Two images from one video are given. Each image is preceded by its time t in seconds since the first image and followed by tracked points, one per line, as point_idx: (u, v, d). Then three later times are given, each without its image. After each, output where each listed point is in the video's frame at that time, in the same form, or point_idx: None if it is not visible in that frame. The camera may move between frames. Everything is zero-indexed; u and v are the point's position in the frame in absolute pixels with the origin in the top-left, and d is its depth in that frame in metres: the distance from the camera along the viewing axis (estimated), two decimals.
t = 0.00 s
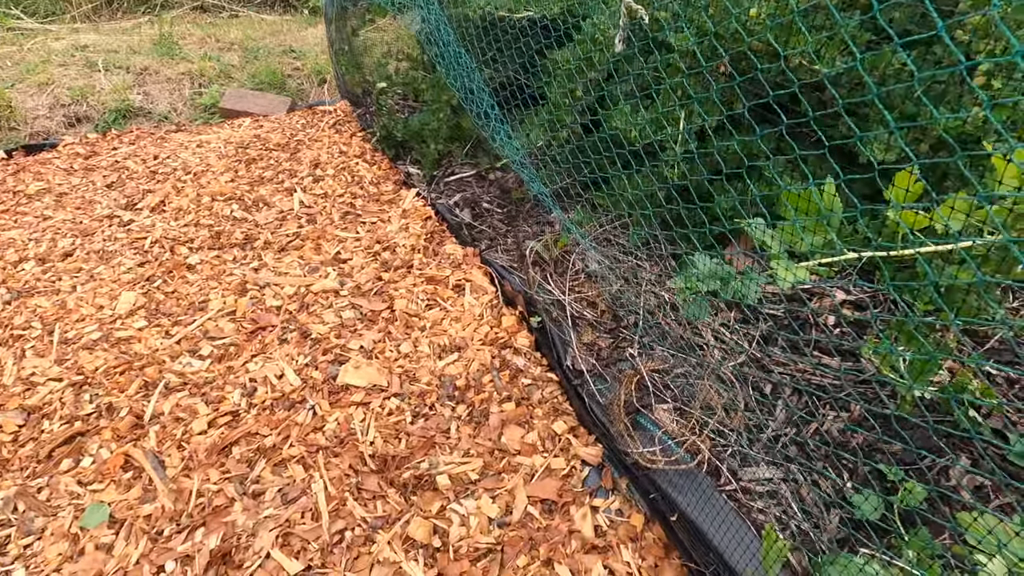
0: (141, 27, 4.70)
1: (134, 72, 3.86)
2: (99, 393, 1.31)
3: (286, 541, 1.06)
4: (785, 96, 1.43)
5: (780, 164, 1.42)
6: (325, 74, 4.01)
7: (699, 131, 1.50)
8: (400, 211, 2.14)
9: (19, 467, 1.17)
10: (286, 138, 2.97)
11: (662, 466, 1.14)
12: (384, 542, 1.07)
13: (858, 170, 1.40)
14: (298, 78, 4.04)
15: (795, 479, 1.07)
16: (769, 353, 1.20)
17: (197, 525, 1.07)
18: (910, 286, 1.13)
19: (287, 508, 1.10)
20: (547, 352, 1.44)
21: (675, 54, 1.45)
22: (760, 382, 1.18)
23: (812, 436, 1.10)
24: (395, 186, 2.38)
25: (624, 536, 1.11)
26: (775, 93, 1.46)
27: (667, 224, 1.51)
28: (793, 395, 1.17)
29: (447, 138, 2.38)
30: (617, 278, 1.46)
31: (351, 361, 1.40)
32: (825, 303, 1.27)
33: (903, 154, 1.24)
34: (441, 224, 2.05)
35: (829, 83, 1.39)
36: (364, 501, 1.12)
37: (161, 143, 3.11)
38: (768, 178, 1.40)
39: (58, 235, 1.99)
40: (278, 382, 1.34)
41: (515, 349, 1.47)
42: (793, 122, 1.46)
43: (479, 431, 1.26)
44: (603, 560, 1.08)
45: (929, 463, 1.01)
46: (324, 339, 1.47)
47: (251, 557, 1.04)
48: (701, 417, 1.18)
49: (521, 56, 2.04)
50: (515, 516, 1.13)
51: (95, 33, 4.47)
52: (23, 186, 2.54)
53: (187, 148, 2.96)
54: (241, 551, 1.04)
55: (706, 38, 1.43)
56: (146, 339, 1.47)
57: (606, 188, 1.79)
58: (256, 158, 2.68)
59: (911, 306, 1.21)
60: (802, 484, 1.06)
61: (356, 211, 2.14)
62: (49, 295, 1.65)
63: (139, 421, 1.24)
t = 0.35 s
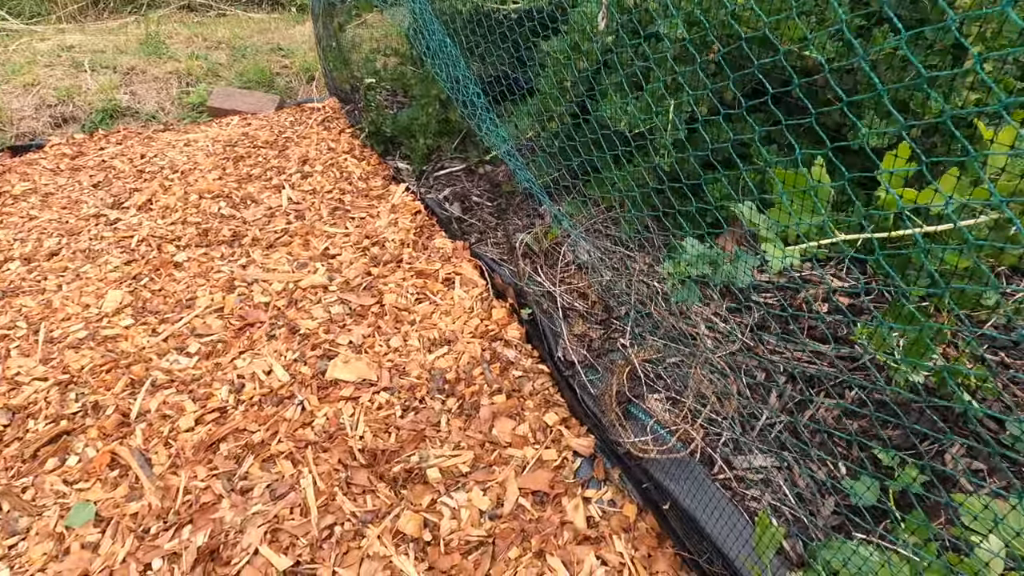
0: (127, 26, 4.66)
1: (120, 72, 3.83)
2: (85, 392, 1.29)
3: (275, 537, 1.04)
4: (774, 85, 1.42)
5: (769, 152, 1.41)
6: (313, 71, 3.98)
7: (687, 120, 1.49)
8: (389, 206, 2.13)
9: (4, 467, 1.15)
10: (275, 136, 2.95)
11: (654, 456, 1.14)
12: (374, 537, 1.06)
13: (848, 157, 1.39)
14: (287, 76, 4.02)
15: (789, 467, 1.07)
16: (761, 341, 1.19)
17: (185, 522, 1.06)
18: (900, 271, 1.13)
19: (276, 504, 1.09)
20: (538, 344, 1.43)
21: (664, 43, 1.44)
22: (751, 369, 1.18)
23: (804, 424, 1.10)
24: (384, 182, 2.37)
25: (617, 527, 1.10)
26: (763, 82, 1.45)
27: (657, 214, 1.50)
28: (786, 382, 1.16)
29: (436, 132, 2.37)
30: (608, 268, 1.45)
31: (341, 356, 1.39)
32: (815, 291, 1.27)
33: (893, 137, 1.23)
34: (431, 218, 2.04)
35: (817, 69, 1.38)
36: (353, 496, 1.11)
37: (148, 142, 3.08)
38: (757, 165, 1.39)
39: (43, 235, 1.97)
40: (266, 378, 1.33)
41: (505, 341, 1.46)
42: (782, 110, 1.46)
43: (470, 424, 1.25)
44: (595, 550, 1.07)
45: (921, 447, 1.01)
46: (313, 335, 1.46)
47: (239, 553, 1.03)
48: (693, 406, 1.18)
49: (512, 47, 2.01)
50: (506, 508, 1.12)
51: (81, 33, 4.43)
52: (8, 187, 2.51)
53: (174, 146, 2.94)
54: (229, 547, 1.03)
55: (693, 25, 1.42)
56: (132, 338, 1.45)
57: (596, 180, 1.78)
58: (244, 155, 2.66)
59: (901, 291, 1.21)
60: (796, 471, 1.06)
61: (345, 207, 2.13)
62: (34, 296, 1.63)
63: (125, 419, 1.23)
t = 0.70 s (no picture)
0: (128, 32, 4.66)
1: (121, 77, 3.82)
2: (70, 393, 1.26)
3: (261, 540, 1.01)
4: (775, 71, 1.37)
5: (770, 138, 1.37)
6: (313, 74, 3.96)
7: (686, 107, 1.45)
8: (387, 204, 2.09)
9: None
10: (274, 137, 2.92)
11: (655, 451, 1.09)
12: (364, 538, 1.02)
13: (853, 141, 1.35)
14: (287, 79, 4.00)
15: (794, 461, 1.02)
16: (765, 332, 1.15)
17: (168, 525, 1.02)
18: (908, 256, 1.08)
19: (263, 506, 1.05)
20: (536, 339, 1.39)
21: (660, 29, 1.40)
22: (755, 361, 1.13)
23: (810, 417, 1.05)
24: (382, 181, 2.34)
25: (616, 525, 1.06)
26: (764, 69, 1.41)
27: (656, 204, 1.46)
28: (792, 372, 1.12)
29: (434, 130, 2.34)
30: (606, 261, 1.41)
31: (334, 354, 1.35)
32: (821, 280, 1.22)
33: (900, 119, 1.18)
34: (429, 216, 2.01)
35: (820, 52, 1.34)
36: (343, 496, 1.07)
37: (147, 146, 3.06)
38: (759, 152, 1.35)
39: (36, 237, 1.94)
40: (257, 378, 1.29)
41: (503, 338, 1.42)
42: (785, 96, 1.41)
43: (465, 421, 1.21)
44: (593, 550, 1.02)
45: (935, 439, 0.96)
46: (306, 333, 1.42)
47: (223, 557, 0.99)
48: (695, 400, 1.13)
49: (508, 43, 1.98)
50: (501, 507, 1.08)
51: (83, 40, 4.43)
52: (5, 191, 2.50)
53: (173, 149, 2.92)
54: (212, 551, 0.99)
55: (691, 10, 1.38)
56: (122, 338, 1.42)
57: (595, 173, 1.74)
58: (242, 156, 2.63)
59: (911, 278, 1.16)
60: (802, 465, 1.01)
61: (342, 206, 2.10)
62: (24, 297, 1.60)
63: (111, 420, 1.20)
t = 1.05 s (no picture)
0: (126, 38, 4.65)
1: (119, 84, 3.82)
2: (88, 404, 1.27)
3: (286, 547, 1.02)
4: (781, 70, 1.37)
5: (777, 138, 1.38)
6: (312, 77, 3.96)
7: (694, 109, 1.46)
8: (392, 208, 2.10)
9: (7, 483, 1.13)
10: (275, 142, 2.93)
11: (675, 454, 1.10)
12: (388, 544, 1.03)
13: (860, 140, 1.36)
14: (285, 83, 4.00)
15: (814, 460, 1.03)
16: (779, 332, 1.16)
17: (193, 535, 1.03)
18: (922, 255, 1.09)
19: (286, 514, 1.06)
20: (549, 343, 1.40)
21: (666, 31, 1.40)
22: (771, 361, 1.14)
23: (828, 417, 1.06)
24: (386, 184, 2.34)
25: (639, 529, 1.07)
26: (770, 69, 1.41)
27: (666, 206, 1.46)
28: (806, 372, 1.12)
29: (438, 133, 2.34)
30: (617, 263, 1.42)
31: (347, 361, 1.36)
32: (832, 279, 1.23)
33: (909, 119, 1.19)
34: (435, 219, 2.01)
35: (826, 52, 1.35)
36: (365, 503, 1.09)
37: (148, 152, 3.06)
38: (767, 152, 1.36)
39: (44, 247, 1.95)
40: (272, 386, 1.30)
41: (515, 342, 1.43)
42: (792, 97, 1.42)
43: (482, 425, 1.22)
44: (617, 553, 1.04)
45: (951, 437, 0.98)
46: (319, 340, 1.43)
47: (249, 566, 1.00)
48: (712, 401, 1.15)
49: (511, 45, 1.98)
50: (523, 512, 1.09)
51: (80, 47, 4.42)
52: (9, 201, 2.50)
53: (175, 156, 2.92)
54: (238, 560, 1.00)
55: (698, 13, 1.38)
56: (136, 347, 1.43)
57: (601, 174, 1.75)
58: (244, 162, 2.64)
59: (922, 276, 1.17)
60: (821, 465, 1.03)
61: (348, 210, 2.10)
62: (36, 308, 1.61)
63: (130, 430, 1.20)
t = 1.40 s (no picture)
0: (138, 51, 4.71)
1: (133, 97, 3.87)
2: (115, 415, 1.30)
3: (313, 556, 1.04)
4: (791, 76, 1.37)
5: (788, 144, 1.39)
6: (321, 86, 3.99)
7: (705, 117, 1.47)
8: (405, 217, 2.12)
9: (38, 495, 1.16)
10: (287, 152, 2.96)
11: (694, 460, 1.11)
12: (412, 553, 1.05)
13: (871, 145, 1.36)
14: (295, 92, 4.03)
15: (832, 466, 1.04)
16: (795, 338, 1.17)
17: (221, 544, 1.06)
18: (936, 260, 1.10)
19: (311, 523, 1.08)
20: (565, 350, 1.41)
21: (676, 41, 1.41)
22: (787, 367, 1.15)
23: (846, 423, 1.07)
24: (398, 192, 2.37)
25: (660, 535, 1.08)
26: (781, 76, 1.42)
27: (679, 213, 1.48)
28: (822, 378, 1.14)
29: (449, 141, 2.36)
30: (631, 270, 1.43)
31: (365, 370, 1.38)
32: (847, 284, 1.24)
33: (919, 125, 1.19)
34: (448, 228, 2.03)
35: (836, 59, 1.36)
36: (388, 511, 1.10)
37: (163, 164, 3.11)
38: (780, 158, 1.37)
39: (65, 260, 1.98)
40: (292, 396, 1.32)
41: (531, 349, 1.44)
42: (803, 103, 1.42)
43: (501, 433, 1.24)
44: (639, 560, 1.05)
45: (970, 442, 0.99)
46: (337, 349, 1.45)
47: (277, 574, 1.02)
48: (730, 408, 1.16)
49: (521, 54, 2.00)
50: (545, 519, 1.10)
51: (93, 61, 4.48)
52: (29, 214, 2.54)
53: (189, 167, 2.96)
54: (267, 568, 1.02)
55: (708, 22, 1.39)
56: (159, 359, 1.45)
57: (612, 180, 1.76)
58: (258, 172, 2.66)
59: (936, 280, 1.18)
60: (841, 470, 1.04)
61: (362, 219, 2.13)
62: (60, 321, 1.64)
63: (157, 441, 1.23)
